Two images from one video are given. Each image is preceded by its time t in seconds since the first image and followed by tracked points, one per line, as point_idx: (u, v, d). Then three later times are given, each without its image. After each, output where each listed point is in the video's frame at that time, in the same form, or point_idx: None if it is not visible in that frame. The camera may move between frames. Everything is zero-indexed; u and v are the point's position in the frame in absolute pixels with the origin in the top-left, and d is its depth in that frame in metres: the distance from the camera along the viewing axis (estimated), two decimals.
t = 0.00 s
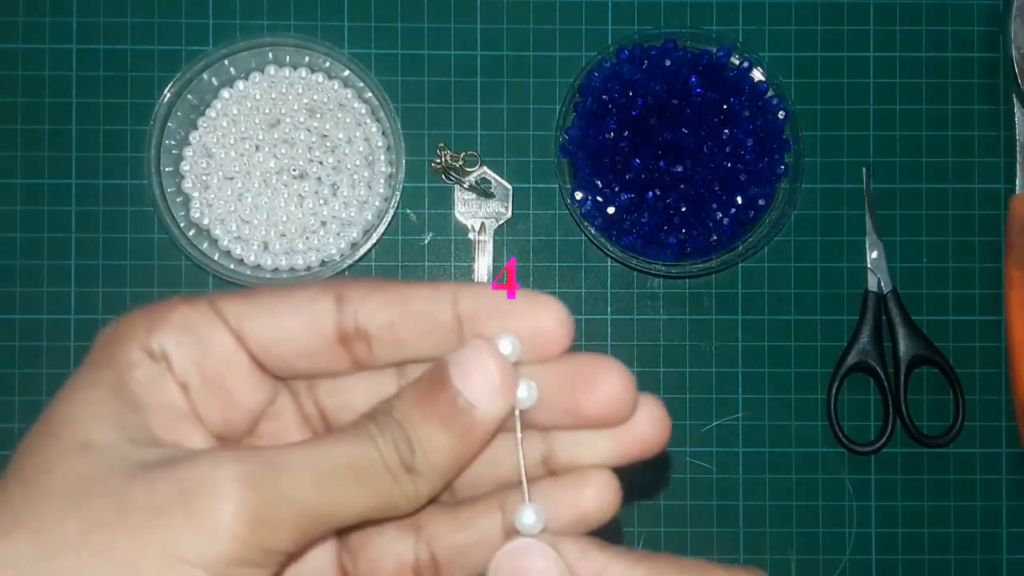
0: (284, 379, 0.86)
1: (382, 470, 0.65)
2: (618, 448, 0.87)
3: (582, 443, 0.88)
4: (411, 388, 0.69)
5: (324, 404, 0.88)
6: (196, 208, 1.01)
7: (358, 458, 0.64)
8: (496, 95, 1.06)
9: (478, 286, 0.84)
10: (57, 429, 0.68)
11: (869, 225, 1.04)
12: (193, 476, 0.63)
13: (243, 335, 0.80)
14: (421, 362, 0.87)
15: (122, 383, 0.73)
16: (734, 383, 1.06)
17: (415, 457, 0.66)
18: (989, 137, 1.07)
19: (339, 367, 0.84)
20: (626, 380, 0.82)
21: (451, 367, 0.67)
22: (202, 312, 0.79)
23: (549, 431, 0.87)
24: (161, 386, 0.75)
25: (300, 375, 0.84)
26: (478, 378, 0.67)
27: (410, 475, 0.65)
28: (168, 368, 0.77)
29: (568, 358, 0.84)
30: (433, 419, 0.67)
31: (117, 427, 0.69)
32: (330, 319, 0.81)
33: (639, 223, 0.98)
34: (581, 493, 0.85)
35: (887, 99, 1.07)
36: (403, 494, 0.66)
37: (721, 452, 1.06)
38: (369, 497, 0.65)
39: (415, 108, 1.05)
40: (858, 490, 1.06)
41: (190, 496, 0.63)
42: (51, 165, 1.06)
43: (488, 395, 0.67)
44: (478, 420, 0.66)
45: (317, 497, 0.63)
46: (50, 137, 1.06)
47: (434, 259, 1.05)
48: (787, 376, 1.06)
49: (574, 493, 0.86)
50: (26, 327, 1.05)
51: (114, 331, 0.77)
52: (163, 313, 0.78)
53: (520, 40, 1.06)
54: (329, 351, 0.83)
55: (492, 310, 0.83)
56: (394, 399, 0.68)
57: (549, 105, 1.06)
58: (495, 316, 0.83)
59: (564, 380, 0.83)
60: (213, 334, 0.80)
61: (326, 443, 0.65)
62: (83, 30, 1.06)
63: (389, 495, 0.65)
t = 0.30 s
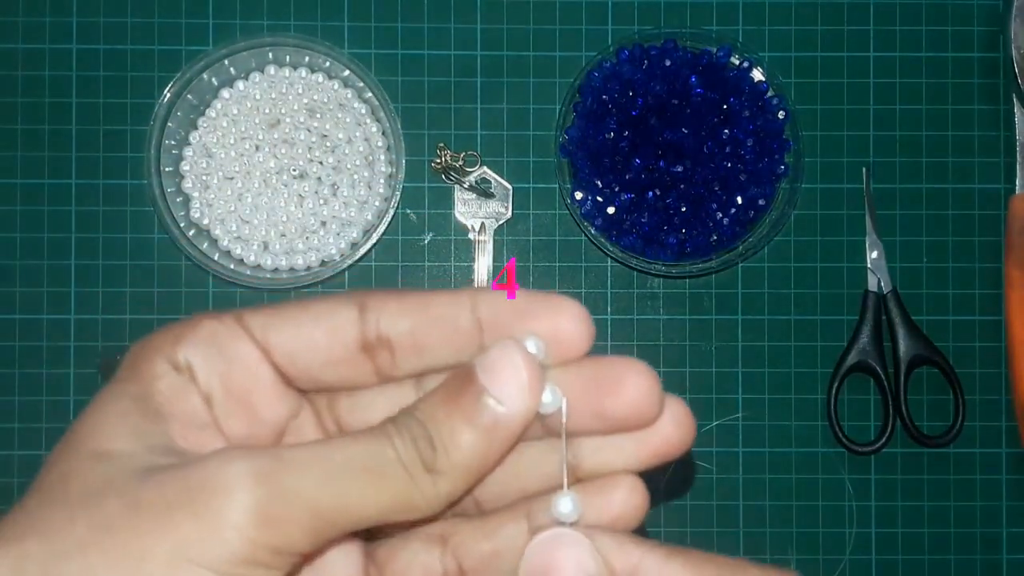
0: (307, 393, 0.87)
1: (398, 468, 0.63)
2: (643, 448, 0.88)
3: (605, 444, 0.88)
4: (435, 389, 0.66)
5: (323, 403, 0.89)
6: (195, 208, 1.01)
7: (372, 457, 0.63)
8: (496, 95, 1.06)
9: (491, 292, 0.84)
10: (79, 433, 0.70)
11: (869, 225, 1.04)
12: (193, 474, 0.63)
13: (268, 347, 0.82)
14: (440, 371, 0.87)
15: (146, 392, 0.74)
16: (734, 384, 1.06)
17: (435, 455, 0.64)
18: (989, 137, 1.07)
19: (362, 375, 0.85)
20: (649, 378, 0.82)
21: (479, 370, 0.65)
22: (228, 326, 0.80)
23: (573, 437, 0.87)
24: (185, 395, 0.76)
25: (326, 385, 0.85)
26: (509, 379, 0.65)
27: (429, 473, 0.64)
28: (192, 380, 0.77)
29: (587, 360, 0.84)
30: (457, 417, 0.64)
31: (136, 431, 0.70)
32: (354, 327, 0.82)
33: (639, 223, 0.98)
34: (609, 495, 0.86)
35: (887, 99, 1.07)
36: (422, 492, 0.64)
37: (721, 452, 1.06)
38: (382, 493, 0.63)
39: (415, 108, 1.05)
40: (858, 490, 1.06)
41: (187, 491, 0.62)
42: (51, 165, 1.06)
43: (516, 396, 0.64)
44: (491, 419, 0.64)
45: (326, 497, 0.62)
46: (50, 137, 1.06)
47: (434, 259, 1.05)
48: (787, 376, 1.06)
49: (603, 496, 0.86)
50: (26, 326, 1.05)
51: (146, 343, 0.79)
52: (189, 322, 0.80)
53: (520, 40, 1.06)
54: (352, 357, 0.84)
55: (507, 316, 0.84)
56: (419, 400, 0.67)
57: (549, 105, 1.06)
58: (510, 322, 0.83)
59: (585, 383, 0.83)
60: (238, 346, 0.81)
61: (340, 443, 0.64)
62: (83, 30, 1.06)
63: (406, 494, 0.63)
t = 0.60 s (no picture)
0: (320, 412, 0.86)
1: (421, 500, 0.63)
2: (663, 460, 0.88)
3: (623, 456, 0.88)
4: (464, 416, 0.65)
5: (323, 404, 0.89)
6: (195, 208, 1.01)
7: (395, 490, 0.63)
8: (496, 95, 1.06)
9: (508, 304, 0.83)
10: (100, 458, 0.70)
11: (869, 225, 1.04)
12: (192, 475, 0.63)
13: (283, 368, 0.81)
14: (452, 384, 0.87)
15: (164, 416, 0.74)
16: (733, 384, 1.06)
17: (461, 488, 0.63)
18: (989, 137, 1.07)
19: (374, 393, 0.85)
20: (670, 391, 0.82)
21: (507, 398, 0.63)
22: (242, 346, 0.80)
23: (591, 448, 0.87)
24: (202, 418, 0.76)
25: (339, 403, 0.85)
26: (541, 408, 0.63)
27: (453, 506, 0.63)
28: (209, 403, 0.77)
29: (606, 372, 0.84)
30: (487, 451, 0.63)
31: (156, 455, 0.70)
32: (365, 341, 0.82)
33: (639, 223, 0.98)
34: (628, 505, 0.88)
35: (887, 99, 1.07)
36: (445, 524, 0.64)
37: (721, 452, 1.06)
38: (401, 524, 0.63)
39: (415, 107, 1.05)
40: (858, 490, 1.06)
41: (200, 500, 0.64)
42: (51, 166, 1.06)
43: (545, 430, 0.63)
44: (518, 452, 0.63)
45: (347, 528, 0.62)
46: (50, 137, 1.06)
47: (434, 259, 1.05)
48: (787, 375, 1.06)
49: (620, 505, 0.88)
50: (27, 326, 1.05)
51: (161, 366, 0.79)
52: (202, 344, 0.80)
53: (520, 40, 1.06)
54: (365, 376, 0.84)
55: (525, 327, 0.82)
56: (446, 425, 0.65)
57: (549, 105, 1.06)
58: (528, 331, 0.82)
59: (605, 397, 0.83)
60: (252, 367, 0.80)
61: (362, 473, 0.64)
62: (83, 30, 1.06)
63: (427, 525, 0.63)
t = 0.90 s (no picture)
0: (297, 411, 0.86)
1: (375, 482, 0.64)
2: (654, 444, 0.88)
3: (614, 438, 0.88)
4: (429, 404, 0.66)
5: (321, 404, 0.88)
6: (195, 208, 1.00)
7: (348, 477, 0.64)
8: (495, 95, 1.05)
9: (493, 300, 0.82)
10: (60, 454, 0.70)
11: (870, 225, 1.03)
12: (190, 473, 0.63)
13: (253, 367, 0.81)
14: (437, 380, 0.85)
15: (127, 414, 0.75)
16: (734, 384, 1.06)
17: (414, 469, 0.64)
18: (990, 137, 1.07)
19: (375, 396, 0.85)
20: (663, 368, 0.81)
21: (457, 378, 0.65)
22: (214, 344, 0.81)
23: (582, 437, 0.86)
24: (168, 417, 0.77)
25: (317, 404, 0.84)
26: (487, 386, 0.65)
27: (407, 486, 0.64)
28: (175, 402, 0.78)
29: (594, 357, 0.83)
30: (437, 429, 0.65)
31: (115, 456, 0.70)
32: (359, 343, 0.81)
33: (639, 223, 0.97)
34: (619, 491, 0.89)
35: (888, 99, 1.07)
36: (401, 505, 0.65)
37: (722, 453, 1.05)
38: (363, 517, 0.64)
39: (415, 107, 1.05)
40: (859, 491, 1.06)
41: (181, 496, 0.64)
42: (50, 165, 1.05)
43: (493, 404, 0.65)
44: (471, 429, 0.64)
45: (301, 517, 0.63)
46: (49, 137, 1.05)
47: (433, 259, 1.05)
48: (788, 376, 1.06)
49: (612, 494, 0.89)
50: (26, 327, 1.05)
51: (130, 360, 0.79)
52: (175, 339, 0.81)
53: (519, 39, 1.06)
54: (342, 383, 0.82)
55: (512, 320, 0.82)
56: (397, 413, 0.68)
57: (549, 105, 1.05)
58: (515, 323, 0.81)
59: (596, 386, 0.83)
60: (223, 367, 0.81)
61: (317, 461, 0.65)
62: (83, 29, 1.05)
63: (382, 508, 0.64)
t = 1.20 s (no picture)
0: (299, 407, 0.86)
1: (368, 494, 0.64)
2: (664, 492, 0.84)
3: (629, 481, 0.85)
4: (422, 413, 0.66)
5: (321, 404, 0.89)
6: (195, 208, 1.01)
7: (342, 491, 0.64)
8: (496, 95, 1.05)
9: (516, 322, 0.78)
10: (55, 453, 0.70)
11: (869, 225, 1.04)
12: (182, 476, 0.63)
13: (252, 364, 0.81)
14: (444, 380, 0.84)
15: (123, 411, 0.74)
16: (734, 384, 1.06)
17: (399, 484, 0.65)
18: (989, 137, 1.07)
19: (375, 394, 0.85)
20: (676, 431, 0.76)
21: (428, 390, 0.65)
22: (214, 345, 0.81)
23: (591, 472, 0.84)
24: (176, 416, 0.77)
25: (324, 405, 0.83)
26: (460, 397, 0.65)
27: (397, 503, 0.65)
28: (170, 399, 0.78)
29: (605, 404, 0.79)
30: (417, 443, 0.66)
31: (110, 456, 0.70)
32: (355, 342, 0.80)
33: (639, 223, 0.98)
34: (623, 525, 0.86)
35: (887, 99, 1.07)
36: (392, 519, 0.65)
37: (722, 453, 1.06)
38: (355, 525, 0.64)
39: (415, 107, 1.05)
40: (858, 490, 1.06)
41: (180, 499, 0.64)
42: (50, 165, 1.05)
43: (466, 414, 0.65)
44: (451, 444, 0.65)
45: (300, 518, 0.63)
46: (50, 137, 1.05)
47: (434, 259, 1.05)
48: (788, 375, 1.06)
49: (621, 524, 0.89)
50: (26, 327, 1.05)
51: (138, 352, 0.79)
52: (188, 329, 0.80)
53: (520, 40, 1.06)
54: (369, 378, 0.81)
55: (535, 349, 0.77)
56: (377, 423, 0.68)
57: (549, 105, 1.06)
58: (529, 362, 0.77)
59: (602, 430, 0.79)
60: (243, 360, 0.81)
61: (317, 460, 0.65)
62: (83, 30, 1.05)
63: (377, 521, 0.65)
